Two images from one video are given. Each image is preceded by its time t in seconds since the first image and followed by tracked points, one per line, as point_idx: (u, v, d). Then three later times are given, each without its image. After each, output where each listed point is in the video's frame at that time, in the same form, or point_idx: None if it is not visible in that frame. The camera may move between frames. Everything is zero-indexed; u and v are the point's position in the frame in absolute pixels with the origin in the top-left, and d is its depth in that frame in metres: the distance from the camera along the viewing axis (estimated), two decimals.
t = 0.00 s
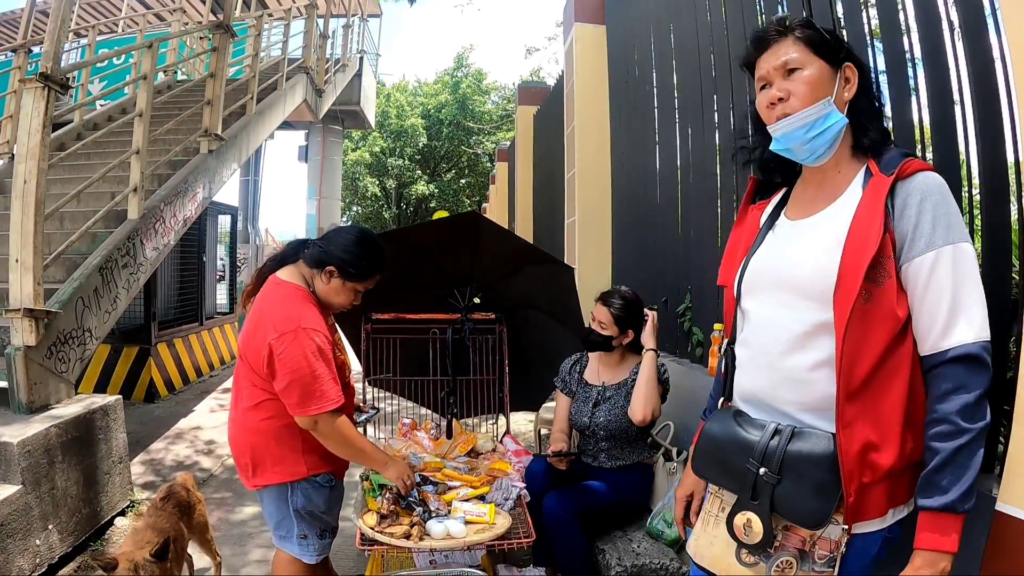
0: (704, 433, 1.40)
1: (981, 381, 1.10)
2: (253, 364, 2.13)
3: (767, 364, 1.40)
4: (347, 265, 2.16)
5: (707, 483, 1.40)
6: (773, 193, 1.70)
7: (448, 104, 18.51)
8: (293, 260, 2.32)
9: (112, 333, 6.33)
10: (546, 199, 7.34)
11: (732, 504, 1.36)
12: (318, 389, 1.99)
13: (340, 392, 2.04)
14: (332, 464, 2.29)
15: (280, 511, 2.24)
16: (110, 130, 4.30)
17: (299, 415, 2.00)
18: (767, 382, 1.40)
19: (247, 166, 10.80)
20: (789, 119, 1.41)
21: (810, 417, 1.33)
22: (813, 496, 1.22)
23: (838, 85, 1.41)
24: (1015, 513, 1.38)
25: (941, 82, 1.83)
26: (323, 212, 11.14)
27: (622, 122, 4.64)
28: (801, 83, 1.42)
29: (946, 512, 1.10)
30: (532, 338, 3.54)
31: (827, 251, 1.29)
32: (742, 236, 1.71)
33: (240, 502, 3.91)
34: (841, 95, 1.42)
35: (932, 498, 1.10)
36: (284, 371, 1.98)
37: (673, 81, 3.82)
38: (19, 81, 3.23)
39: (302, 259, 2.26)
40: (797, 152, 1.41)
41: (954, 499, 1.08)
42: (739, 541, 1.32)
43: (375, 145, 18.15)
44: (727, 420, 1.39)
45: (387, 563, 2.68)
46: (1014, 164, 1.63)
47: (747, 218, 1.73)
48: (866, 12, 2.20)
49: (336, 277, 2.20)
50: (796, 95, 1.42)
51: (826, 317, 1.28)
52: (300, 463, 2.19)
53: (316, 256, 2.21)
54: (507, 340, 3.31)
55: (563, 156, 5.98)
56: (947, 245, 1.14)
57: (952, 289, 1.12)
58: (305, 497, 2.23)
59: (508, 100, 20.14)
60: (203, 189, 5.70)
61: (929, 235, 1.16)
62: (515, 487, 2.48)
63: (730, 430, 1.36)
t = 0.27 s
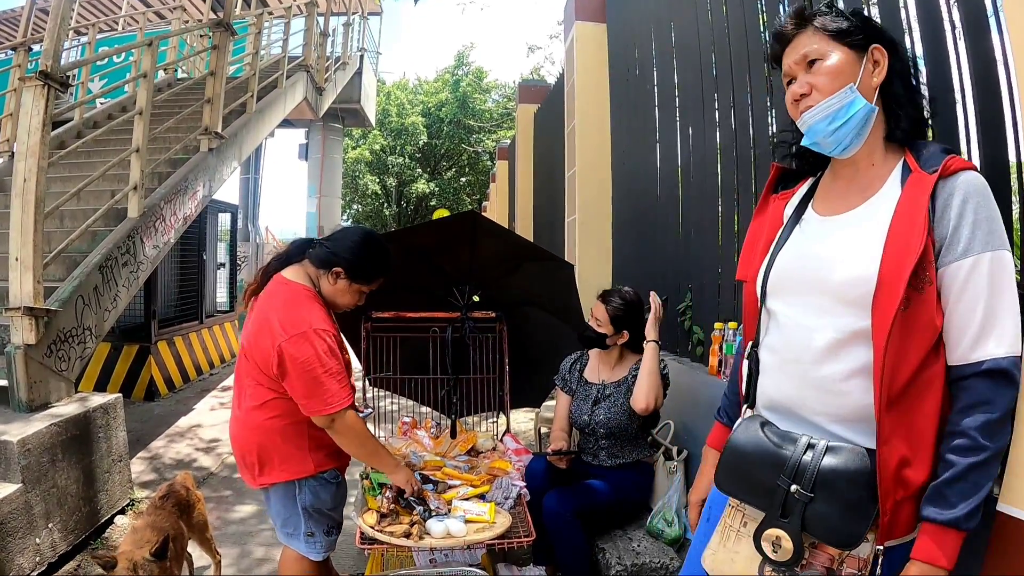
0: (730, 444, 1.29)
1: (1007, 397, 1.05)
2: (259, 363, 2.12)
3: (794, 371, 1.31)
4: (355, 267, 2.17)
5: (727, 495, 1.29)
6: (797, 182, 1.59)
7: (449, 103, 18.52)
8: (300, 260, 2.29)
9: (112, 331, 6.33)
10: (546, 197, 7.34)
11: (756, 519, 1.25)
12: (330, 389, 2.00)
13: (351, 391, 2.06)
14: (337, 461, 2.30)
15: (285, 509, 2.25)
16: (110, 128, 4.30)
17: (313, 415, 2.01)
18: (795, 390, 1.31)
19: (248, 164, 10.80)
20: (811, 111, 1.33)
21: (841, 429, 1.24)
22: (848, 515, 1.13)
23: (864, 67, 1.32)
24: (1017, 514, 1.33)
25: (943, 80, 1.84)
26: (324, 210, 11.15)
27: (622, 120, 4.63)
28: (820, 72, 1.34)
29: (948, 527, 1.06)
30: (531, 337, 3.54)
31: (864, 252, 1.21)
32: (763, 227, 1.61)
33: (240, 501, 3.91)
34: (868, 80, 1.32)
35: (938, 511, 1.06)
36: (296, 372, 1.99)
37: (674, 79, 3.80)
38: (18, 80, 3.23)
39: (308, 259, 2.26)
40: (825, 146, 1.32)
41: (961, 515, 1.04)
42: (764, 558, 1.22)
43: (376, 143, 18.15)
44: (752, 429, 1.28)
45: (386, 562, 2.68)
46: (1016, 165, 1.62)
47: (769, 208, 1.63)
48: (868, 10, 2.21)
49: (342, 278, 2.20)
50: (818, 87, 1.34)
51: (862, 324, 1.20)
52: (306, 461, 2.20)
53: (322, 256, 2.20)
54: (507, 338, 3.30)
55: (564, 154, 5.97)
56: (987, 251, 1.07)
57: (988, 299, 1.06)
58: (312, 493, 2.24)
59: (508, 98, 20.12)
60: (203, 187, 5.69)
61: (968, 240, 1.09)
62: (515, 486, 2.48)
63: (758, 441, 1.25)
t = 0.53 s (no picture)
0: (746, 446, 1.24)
1: None
2: (267, 356, 2.11)
3: (808, 370, 1.27)
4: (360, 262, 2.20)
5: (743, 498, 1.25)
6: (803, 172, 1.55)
7: (449, 97, 18.46)
8: (304, 253, 2.31)
9: (114, 326, 6.34)
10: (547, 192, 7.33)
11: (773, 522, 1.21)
12: (344, 379, 2.03)
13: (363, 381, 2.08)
14: (344, 451, 2.34)
15: (291, 500, 2.26)
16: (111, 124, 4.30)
17: (328, 406, 2.04)
18: (810, 388, 1.27)
19: (249, 158, 10.78)
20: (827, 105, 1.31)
21: (860, 427, 1.21)
22: (870, 517, 1.10)
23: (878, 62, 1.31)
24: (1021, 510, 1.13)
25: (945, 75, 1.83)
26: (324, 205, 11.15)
27: (624, 114, 4.62)
28: (835, 65, 1.32)
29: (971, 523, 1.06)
30: (533, 332, 3.54)
31: (884, 249, 1.18)
32: (770, 219, 1.56)
33: (242, 495, 3.93)
34: (884, 74, 1.30)
35: (960, 508, 1.06)
36: (309, 367, 2.00)
37: (675, 74, 3.79)
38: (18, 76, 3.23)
39: (313, 254, 2.27)
40: (839, 140, 1.30)
41: (984, 511, 1.04)
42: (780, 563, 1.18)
43: (376, 137, 18.11)
44: (769, 430, 1.24)
45: (388, 558, 2.68)
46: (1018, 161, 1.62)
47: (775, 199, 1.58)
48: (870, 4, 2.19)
49: (348, 273, 2.23)
50: (831, 79, 1.32)
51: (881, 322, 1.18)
52: (316, 452, 2.23)
53: (327, 251, 2.22)
54: (508, 333, 3.30)
55: (565, 149, 5.95)
56: (1007, 248, 1.06)
57: (1010, 295, 1.05)
58: (322, 484, 2.27)
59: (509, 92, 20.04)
60: (204, 181, 5.69)
61: (988, 236, 1.08)
62: (517, 479, 2.50)
63: (776, 443, 1.21)
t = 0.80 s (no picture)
0: (757, 438, 1.25)
1: None
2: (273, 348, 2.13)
3: (821, 362, 1.27)
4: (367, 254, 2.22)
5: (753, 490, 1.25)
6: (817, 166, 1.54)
7: (451, 90, 18.43)
8: (311, 247, 2.31)
9: (117, 321, 6.36)
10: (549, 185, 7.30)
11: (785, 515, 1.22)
12: (353, 370, 2.05)
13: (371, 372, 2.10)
14: (349, 441, 2.35)
15: (297, 490, 2.26)
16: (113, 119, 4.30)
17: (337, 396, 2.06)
18: (824, 381, 1.26)
19: (250, 152, 10.77)
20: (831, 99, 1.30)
21: (874, 419, 1.20)
22: (883, 510, 1.10)
23: (884, 54, 1.28)
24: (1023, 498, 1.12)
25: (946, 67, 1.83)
26: (326, 199, 11.13)
27: (626, 107, 4.60)
28: (841, 57, 1.31)
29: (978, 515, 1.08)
30: (535, 326, 3.54)
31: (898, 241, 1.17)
32: (782, 213, 1.55)
33: (245, 489, 3.95)
34: (889, 66, 1.28)
35: (970, 500, 1.08)
36: (319, 358, 2.02)
37: (678, 67, 3.78)
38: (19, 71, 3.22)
39: (319, 246, 2.27)
40: (844, 133, 1.30)
41: (994, 503, 1.06)
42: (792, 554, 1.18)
43: (377, 131, 18.06)
44: (779, 422, 1.24)
45: (391, 550, 2.69)
46: (1020, 155, 1.62)
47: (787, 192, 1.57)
48: None
49: (354, 266, 2.25)
50: (836, 73, 1.31)
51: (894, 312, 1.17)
52: (322, 442, 2.24)
53: (335, 243, 2.23)
54: (510, 326, 3.32)
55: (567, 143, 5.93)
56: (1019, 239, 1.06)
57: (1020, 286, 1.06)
58: (328, 474, 2.28)
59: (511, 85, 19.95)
60: (206, 176, 5.69)
61: (1000, 226, 1.08)
62: (520, 472, 2.50)
63: (787, 434, 1.21)
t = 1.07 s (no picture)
0: (762, 428, 1.25)
1: None
2: (275, 340, 2.15)
3: (828, 355, 1.26)
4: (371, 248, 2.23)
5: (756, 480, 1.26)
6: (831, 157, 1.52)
7: (453, 85, 18.38)
8: (313, 241, 2.32)
9: (121, 316, 6.38)
10: (552, 181, 7.29)
11: (786, 506, 1.22)
12: (349, 363, 2.05)
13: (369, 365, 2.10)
14: (353, 435, 2.35)
15: (299, 484, 2.28)
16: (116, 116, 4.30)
17: (331, 390, 2.06)
18: (829, 372, 1.26)
19: (253, 148, 10.77)
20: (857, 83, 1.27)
21: (879, 412, 1.20)
22: (884, 502, 1.10)
23: (915, 49, 1.26)
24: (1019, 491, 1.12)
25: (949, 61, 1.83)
26: (329, 194, 11.13)
27: (629, 102, 4.59)
28: (871, 46, 1.28)
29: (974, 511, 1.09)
30: (538, 321, 3.55)
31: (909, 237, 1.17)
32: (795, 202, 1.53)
33: (249, 483, 3.97)
34: (918, 62, 1.26)
35: (967, 495, 1.09)
36: (317, 349, 2.03)
37: (681, 62, 3.76)
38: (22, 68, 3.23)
39: (322, 241, 2.28)
40: (864, 121, 1.27)
41: (990, 500, 1.07)
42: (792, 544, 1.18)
43: (380, 126, 18.03)
44: (784, 413, 1.24)
45: (395, 543, 2.70)
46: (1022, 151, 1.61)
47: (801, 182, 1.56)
48: None
49: (358, 258, 2.25)
50: (867, 59, 1.28)
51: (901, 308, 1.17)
52: (323, 435, 2.25)
53: (338, 237, 2.24)
54: (513, 321, 3.33)
55: (570, 137, 5.91)
56: None
57: None
58: (331, 467, 2.28)
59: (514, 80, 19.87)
60: (209, 171, 5.70)
61: (1010, 222, 1.07)
62: (523, 466, 2.50)
63: (792, 425, 1.21)
